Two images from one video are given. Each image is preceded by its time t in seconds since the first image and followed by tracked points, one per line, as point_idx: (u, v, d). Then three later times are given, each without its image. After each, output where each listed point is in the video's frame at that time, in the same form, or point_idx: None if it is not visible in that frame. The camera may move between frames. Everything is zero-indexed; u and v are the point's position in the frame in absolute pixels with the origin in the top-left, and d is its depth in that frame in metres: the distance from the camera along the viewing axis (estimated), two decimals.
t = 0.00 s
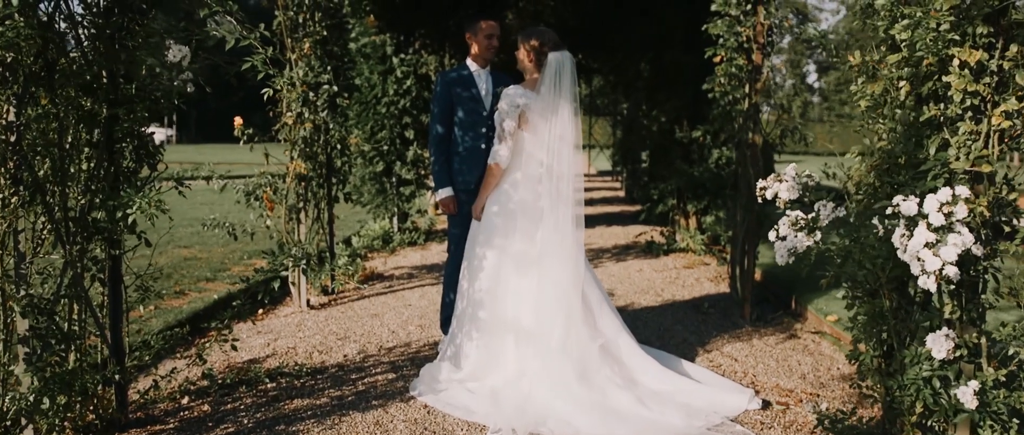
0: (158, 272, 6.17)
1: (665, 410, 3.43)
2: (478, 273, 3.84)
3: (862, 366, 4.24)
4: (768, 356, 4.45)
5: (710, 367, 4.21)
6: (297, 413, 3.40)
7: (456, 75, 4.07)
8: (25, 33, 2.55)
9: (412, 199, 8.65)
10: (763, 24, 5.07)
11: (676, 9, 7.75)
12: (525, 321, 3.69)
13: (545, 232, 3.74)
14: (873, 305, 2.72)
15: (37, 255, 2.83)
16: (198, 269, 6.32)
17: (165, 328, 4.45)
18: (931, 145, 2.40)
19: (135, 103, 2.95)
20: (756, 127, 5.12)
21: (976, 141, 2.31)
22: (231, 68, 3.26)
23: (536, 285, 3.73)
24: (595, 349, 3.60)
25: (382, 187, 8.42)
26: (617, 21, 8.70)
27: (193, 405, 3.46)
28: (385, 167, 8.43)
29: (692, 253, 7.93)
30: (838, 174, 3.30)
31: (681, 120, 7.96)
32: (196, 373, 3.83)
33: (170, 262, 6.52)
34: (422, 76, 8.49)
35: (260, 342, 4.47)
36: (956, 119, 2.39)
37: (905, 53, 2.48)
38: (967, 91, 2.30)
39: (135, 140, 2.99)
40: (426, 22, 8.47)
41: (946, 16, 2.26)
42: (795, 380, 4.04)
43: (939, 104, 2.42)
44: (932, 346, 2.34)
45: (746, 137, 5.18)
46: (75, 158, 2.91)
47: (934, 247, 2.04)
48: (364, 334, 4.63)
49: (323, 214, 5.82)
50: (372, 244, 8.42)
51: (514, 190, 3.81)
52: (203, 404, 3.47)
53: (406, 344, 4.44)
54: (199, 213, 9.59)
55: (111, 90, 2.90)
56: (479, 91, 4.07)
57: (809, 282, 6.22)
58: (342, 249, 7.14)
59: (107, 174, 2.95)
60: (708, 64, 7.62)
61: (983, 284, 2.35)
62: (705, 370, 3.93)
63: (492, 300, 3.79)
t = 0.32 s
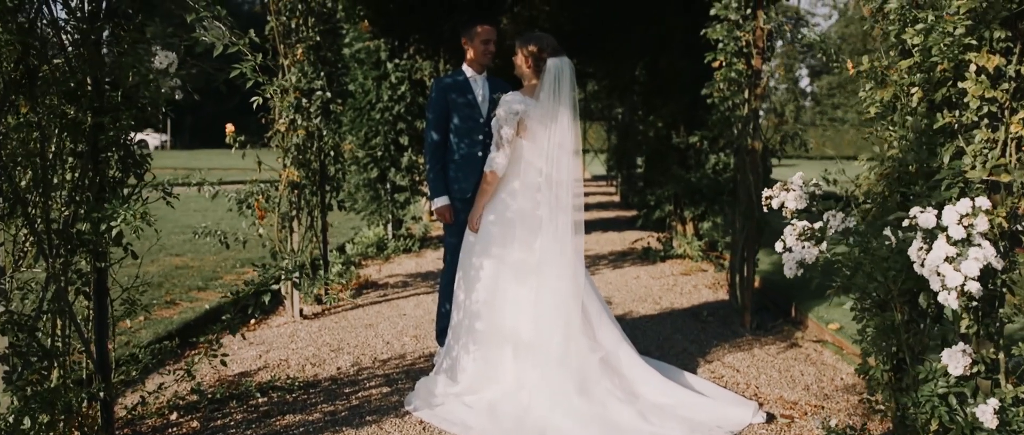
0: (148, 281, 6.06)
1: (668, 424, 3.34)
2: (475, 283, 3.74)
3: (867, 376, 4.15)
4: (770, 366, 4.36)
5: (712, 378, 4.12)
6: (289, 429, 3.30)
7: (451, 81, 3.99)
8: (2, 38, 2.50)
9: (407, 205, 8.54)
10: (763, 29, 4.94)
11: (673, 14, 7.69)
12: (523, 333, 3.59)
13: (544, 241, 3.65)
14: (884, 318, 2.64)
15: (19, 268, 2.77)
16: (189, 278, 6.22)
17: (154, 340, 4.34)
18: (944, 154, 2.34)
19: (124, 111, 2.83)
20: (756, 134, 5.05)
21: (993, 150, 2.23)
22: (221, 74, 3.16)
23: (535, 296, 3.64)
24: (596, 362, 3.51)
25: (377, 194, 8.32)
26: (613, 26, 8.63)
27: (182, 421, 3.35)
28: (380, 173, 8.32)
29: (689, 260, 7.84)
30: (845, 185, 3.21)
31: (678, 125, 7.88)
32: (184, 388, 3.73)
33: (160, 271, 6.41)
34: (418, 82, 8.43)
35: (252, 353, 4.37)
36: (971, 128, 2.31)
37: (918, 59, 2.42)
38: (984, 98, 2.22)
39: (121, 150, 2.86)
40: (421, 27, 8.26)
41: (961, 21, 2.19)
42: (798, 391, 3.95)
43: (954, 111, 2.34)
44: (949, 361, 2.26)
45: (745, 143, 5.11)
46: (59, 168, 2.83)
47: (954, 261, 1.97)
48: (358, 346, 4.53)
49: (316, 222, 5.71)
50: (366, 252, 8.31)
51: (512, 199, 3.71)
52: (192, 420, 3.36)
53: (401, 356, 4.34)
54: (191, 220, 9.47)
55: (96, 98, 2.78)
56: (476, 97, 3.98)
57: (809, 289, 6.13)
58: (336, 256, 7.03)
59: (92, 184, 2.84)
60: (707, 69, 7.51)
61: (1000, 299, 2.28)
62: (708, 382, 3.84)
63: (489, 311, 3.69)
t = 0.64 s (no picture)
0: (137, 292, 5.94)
1: None
2: (472, 297, 3.64)
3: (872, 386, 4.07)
4: (773, 378, 4.27)
5: (714, 391, 4.03)
6: None
7: (446, 88, 3.90)
8: None
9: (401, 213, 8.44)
10: (761, 35, 4.95)
11: (668, 20, 7.62)
12: (523, 348, 3.51)
13: (543, 253, 3.57)
14: (898, 333, 2.55)
15: None
16: (179, 288, 6.10)
17: (142, 355, 4.23)
18: (960, 164, 2.27)
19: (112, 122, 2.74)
20: (756, 141, 5.00)
21: (1012, 160, 2.15)
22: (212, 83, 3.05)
23: (535, 310, 3.55)
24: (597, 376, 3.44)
25: (370, 202, 8.26)
26: (607, 32, 8.54)
27: None
28: (373, 181, 8.24)
29: (686, 267, 7.76)
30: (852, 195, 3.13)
31: (675, 132, 7.81)
32: (172, 405, 3.63)
33: (149, 281, 6.30)
34: (412, 89, 8.36)
35: (243, 367, 4.26)
36: (989, 138, 2.24)
37: (932, 67, 2.35)
38: (1003, 107, 2.14)
39: (107, 161, 2.76)
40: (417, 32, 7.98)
41: (979, 28, 2.12)
42: (802, 403, 3.86)
43: (971, 121, 2.27)
44: (968, 380, 2.18)
45: (743, 150, 5.07)
46: (41, 181, 2.73)
47: (979, 279, 1.89)
48: (352, 359, 4.42)
49: (308, 231, 5.60)
50: (359, 260, 8.19)
51: (510, 210, 3.64)
52: None
53: (396, 370, 4.24)
54: (182, 229, 9.34)
55: (79, 108, 2.67)
56: (472, 105, 3.89)
57: (809, 297, 6.05)
58: (328, 266, 6.92)
59: (76, 196, 2.73)
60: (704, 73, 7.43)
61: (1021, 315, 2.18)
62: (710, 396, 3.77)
63: (487, 326, 3.59)
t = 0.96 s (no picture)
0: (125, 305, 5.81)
1: None
2: (470, 312, 3.55)
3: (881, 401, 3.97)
4: (777, 393, 4.18)
5: (717, 407, 3.94)
6: None
7: (443, 97, 3.81)
8: None
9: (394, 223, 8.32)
10: (762, 42, 4.87)
11: (665, 26, 7.54)
12: (523, 364, 3.42)
13: (543, 267, 3.49)
14: (915, 352, 2.46)
15: None
16: (168, 301, 5.97)
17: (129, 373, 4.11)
18: (980, 178, 2.19)
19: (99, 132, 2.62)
20: (757, 151, 4.93)
21: None
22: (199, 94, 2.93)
23: (535, 324, 3.47)
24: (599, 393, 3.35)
25: (362, 211, 8.05)
26: (601, 39, 8.38)
27: None
28: (366, 190, 8.08)
29: (683, 277, 7.67)
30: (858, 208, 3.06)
31: (672, 140, 7.74)
32: (159, 425, 3.51)
33: (138, 293, 6.17)
34: (405, 96, 8.26)
35: (233, 384, 4.15)
36: (1010, 149, 2.17)
37: (948, 76, 2.29)
38: None
39: (91, 174, 2.65)
40: (409, 38, 8.02)
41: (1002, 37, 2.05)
42: (808, 419, 3.77)
43: (991, 132, 2.20)
44: (991, 402, 2.07)
45: (743, 159, 5.00)
46: (24, 193, 2.62)
47: (1009, 300, 1.80)
48: (345, 375, 4.31)
49: (301, 242, 5.49)
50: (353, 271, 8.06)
51: (509, 221, 3.55)
52: None
53: (391, 387, 4.14)
54: (171, 239, 9.20)
55: (63, 119, 2.56)
56: (469, 114, 3.81)
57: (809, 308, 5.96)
58: (321, 277, 6.80)
59: (60, 209, 2.63)
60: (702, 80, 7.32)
61: None
62: (714, 412, 3.69)
63: (486, 341, 3.50)
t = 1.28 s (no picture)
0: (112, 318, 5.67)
1: None
2: (469, 329, 3.45)
3: (891, 418, 3.88)
4: (782, 409, 4.08)
5: (723, 425, 3.84)
6: None
7: (439, 107, 3.70)
8: None
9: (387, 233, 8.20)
10: (765, 51, 4.79)
11: (663, 29, 7.43)
12: (524, 382, 3.34)
13: (545, 282, 3.42)
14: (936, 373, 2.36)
15: None
16: (156, 314, 5.83)
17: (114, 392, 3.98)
18: (1005, 193, 2.12)
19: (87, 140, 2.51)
20: (759, 161, 4.85)
21: None
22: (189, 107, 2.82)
23: (536, 341, 3.39)
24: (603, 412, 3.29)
25: (356, 220, 7.92)
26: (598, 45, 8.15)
27: None
28: (359, 199, 7.97)
29: (681, 287, 7.57)
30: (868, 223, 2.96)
31: (668, 149, 7.65)
32: None
33: (126, 306, 6.02)
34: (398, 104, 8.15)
35: (223, 402, 4.02)
36: None
37: (971, 87, 2.22)
38: None
39: (75, 188, 2.52)
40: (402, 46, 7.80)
41: None
42: None
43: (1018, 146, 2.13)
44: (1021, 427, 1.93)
45: (744, 170, 4.93)
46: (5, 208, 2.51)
47: None
48: (339, 392, 4.19)
49: (293, 254, 5.37)
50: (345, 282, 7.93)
51: (508, 235, 3.46)
52: None
53: (387, 404, 4.02)
54: (160, 249, 9.04)
55: (45, 131, 2.45)
56: (466, 125, 3.70)
57: (811, 320, 5.87)
58: (313, 289, 6.67)
59: (42, 224, 2.50)
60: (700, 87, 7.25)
61: None
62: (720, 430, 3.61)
63: (486, 359, 3.40)
